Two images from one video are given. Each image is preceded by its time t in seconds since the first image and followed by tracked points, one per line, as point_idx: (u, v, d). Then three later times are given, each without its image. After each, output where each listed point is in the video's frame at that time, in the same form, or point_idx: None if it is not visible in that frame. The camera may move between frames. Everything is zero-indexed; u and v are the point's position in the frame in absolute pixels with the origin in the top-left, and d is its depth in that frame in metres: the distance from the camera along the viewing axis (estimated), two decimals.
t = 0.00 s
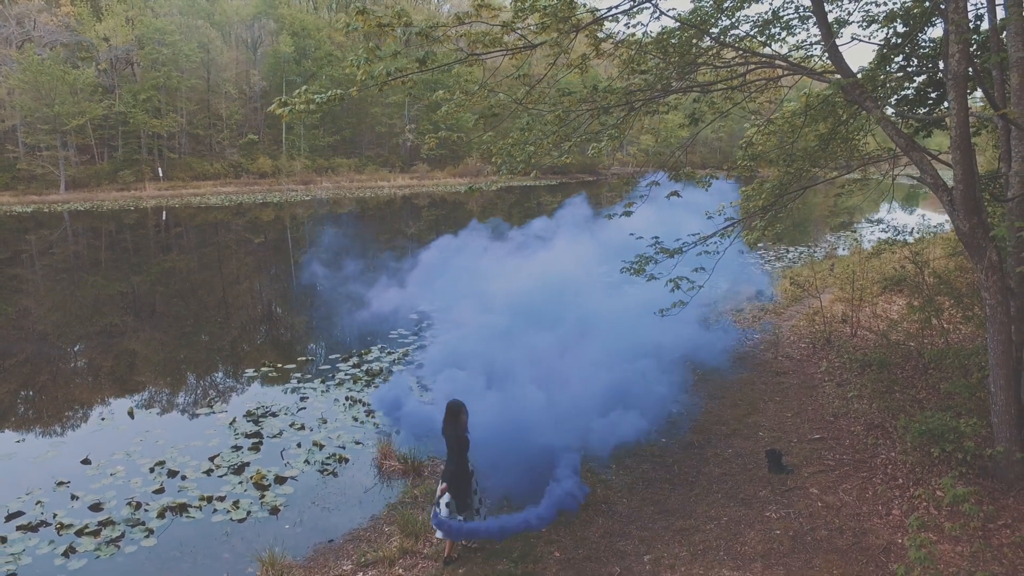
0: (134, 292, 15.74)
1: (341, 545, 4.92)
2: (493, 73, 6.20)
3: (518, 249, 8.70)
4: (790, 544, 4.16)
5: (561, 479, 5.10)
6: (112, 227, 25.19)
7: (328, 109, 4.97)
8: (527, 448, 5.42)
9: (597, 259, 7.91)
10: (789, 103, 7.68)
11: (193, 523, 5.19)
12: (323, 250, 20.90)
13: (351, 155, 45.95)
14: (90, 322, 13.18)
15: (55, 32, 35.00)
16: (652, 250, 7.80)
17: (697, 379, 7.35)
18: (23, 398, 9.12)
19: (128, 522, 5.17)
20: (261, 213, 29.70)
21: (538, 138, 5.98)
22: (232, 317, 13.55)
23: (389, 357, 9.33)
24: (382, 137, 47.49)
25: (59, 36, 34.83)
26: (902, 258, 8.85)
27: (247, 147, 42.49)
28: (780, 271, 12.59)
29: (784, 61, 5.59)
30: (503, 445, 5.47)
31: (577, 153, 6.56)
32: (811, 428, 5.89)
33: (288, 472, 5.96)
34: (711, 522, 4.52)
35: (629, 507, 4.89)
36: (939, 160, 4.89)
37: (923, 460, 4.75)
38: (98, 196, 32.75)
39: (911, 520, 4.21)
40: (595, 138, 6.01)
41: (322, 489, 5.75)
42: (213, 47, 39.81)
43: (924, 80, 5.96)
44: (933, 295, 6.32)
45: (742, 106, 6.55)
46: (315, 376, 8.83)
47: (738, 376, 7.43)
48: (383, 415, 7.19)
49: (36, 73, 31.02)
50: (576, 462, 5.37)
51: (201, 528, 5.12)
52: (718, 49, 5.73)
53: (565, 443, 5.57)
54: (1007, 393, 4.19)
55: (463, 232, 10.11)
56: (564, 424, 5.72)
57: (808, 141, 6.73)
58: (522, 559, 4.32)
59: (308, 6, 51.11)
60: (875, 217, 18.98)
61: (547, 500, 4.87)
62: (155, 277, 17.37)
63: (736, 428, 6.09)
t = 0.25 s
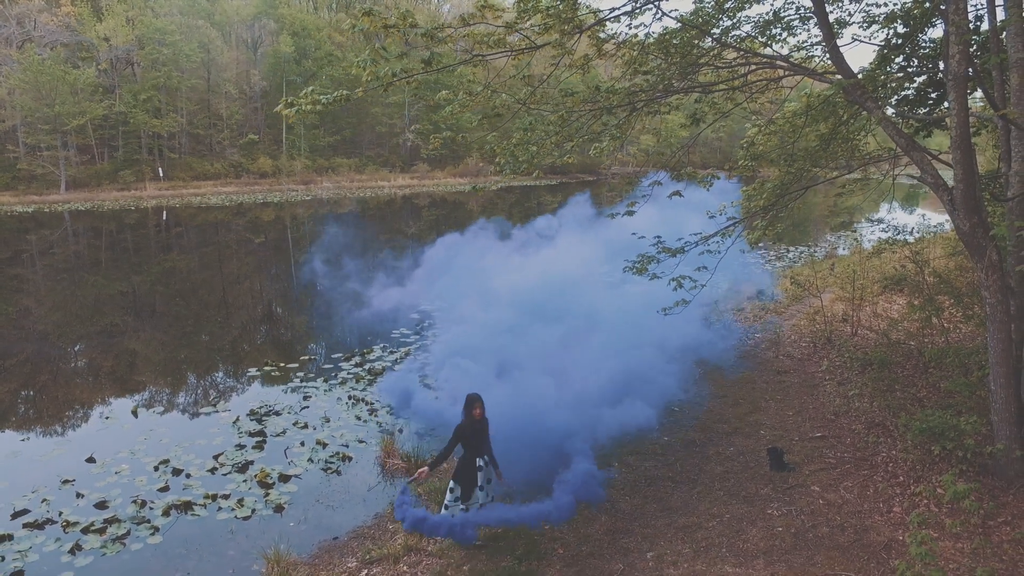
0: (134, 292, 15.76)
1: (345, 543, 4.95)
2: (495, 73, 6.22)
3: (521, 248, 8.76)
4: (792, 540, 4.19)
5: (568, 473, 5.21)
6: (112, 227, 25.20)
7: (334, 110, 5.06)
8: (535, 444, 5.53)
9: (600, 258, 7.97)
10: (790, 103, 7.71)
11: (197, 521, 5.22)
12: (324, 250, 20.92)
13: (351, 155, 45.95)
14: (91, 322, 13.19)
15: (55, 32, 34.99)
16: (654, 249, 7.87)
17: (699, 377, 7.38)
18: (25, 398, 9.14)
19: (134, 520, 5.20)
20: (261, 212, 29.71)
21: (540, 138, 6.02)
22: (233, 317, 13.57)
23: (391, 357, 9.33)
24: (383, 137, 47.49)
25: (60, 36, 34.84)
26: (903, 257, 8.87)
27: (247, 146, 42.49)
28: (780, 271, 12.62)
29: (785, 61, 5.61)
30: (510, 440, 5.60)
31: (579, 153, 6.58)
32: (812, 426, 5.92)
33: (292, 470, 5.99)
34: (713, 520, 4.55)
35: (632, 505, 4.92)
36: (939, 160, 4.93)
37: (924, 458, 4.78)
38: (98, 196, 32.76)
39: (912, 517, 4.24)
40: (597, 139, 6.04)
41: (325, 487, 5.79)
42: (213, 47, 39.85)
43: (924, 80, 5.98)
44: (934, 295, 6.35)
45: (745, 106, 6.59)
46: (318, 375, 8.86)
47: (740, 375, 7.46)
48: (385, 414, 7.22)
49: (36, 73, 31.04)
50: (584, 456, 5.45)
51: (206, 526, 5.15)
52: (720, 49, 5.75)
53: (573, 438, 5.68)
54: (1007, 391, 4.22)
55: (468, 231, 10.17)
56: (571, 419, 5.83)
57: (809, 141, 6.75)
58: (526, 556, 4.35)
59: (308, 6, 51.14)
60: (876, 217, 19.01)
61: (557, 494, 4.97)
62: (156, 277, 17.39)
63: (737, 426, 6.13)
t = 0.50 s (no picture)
0: (134, 292, 15.78)
1: (350, 540, 4.98)
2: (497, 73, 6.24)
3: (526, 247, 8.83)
4: (794, 537, 4.22)
5: (573, 469, 5.24)
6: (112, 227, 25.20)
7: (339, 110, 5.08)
8: (541, 440, 5.56)
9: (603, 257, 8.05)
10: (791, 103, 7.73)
11: (202, 518, 5.25)
12: (324, 249, 20.93)
13: (352, 155, 45.96)
14: (92, 322, 13.21)
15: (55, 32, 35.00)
16: (656, 249, 7.92)
17: (701, 375, 7.41)
18: (28, 398, 9.15)
19: (139, 518, 5.23)
20: (262, 212, 29.71)
21: (543, 138, 6.04)
22: (235, 317, 13.59)
23: (394, 356, 9.35)
24: (383, 137, 47.49)
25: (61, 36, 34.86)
26: (903, 257, 8.89)
27: (247, 146, 42.50)
28: (779, 271, 12.64)
29: (787, 61, 5.64)
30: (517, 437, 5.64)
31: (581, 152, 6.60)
32: (813, 424, 5.95)
33: (296, 468, 6.01)
34: (716, 517, 4.58)
35: (634, 502, 4.95)
36: (940, 159, 4.96)
37: (925, 456, 4.81)
38: (99, 196, 32.78)
39: (913, 514, 4.27)
40: (599, 138, 6.07)
41: (329, 485, 5.82)
42: (214, 47, 39.88)
43: (924, 80, 6.01)
44: (934, 294, 6.37)
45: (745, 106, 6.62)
46: (320, 374, 8.89)
47: (741, 373, 7.49)
48: (388, 412, 7.24)
49: (37, 73, 31.06)
50: (590, 451, 5.47)
51: (211, 524, 5.18)
52: (721, 49, 5.77)
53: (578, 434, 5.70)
54: (1007, 389, 4.25)
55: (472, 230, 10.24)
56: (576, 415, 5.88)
57: (810, 141, 6.78)
58: (530, 553, 4.38)
59: (308, 6, 51.17)
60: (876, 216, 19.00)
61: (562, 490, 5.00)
62: (156, 277, 17.40)
63: (739, 424, 6.16)
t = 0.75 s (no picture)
0: (135, 292, 15.80)
1: (355, 537, 5.02)
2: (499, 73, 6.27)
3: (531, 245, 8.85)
4: (797, 533, 4.25)
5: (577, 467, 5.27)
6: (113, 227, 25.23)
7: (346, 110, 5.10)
8: (544, 438, 5.57)
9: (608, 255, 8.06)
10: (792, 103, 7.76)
11: (209, 516, 5.28)
12: (325, 250, 20.95)
13: (352, 155, 45.98)
14: (94, 322, 13.24)
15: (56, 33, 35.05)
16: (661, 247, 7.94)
17: (703, 374, 7.46)
18: (30, 397, 9.18)
19: (146, 515, 5.26)
20: (262, 212, 29.73)
21: (546, 138, 6.08)
22: (236, 317, 13.63)
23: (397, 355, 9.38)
24: (383, 137, 47.51)
25: (61, 37, 34.90)
26: (904, 256, 8.92)
27: (248, 146, 42.52)
28: (781, 270, 12.67)
29: (789, 61, 5.68)
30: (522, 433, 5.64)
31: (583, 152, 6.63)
32: (815, 422, 5.98)
33: (301, 466, 6.05)
34: (719, 513, 4.62)
35: (638, 499, 4.99)
36: (942, 158, 5.00)
37: (926, 453, 4.85)
38: (100, 196, 32.80)
39: (915, 510, 4.31)
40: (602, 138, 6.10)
41: (334, 483, 5.85)
42: (214, 47, 39.93)
43: (925, 80, 6.04)
44: (935, 293, 6.40)
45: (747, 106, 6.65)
46: (323, 373, 8.92)
47: (743, 372, 7.53)
48: (392, 411, 7.28)
49: (38, 73, 31.10)
50: (595, 449, 5.51)
51: (218, 521, 5.21)
52: (724, 50, 5.81)
53: (582, 432, 5.74)
54: (1008, 386, 4.29)
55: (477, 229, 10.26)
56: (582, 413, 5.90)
57: (812, 141, 6.82)
58: (535, 549, 4.41)
59: (309, 6, 51.22)
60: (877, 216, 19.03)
61: (567, 486, 5.04)
62: (157, 277, 17.43)
63: (742, 422, 6.19)
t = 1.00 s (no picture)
0: (136, 292, 15.81)
1: (362, 534, 5.05)
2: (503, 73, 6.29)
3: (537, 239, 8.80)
4: (802, 529, 4.29)
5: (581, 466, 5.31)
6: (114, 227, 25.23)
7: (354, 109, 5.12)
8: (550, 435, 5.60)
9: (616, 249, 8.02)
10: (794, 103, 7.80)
11: (216, 513, 5.31)
12: (325, 250, 20.97)
13: (352, 155, 46.01)
14: (96, 322, 13.26)
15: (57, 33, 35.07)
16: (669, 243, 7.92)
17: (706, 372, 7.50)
18: (34, 397, 9.20)
19: (153, 512, 5.29)
20: (262, 212, 29.74)
21: (551, 137, 6.11)
22: (238, 317, 13.65)
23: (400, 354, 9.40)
24: (383, 137, 47.54)
25: (62, 36, 34.92)
26: (905, 256, 8.95)
27: (248, 146, 42.52)
28: (782, 270, 12.69)
29: (792, 61, 5.71)
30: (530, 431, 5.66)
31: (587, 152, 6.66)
32: (818, 420, 6.02)
33: (307, 464, 6.08)
34: (724, 510, 4.66)
35: (643, 496, 5.02)
36: (944, 158, 5.03)
37: (929, 450, 4.89)
38: (101, 196, 32.81)
39: (918, 506, 4.34)
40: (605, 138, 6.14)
41: (340, 480, 5.89)
42: (215, 47, 39.98)
43: (927, 80, 6.07)
44: (937, 292, 6.44)
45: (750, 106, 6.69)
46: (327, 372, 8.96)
47: (746, 370, 7.57)
48: (397, 409, 7.31)
49: (39, 73, 31.13)
50: (601, 447, 5.57)
51: (225, 518, 5.24)
52: (727, 49, 5.84)
53: (588, 430, 5.78)
54: (1010, 383, 4.32)
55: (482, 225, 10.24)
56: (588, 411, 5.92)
57: (815, 140, 6.85)
58: (542, 545, 4.45)
59: (309, 6, 51.27)
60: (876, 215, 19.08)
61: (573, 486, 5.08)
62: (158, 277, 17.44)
63: (745, 420, 6.23)
